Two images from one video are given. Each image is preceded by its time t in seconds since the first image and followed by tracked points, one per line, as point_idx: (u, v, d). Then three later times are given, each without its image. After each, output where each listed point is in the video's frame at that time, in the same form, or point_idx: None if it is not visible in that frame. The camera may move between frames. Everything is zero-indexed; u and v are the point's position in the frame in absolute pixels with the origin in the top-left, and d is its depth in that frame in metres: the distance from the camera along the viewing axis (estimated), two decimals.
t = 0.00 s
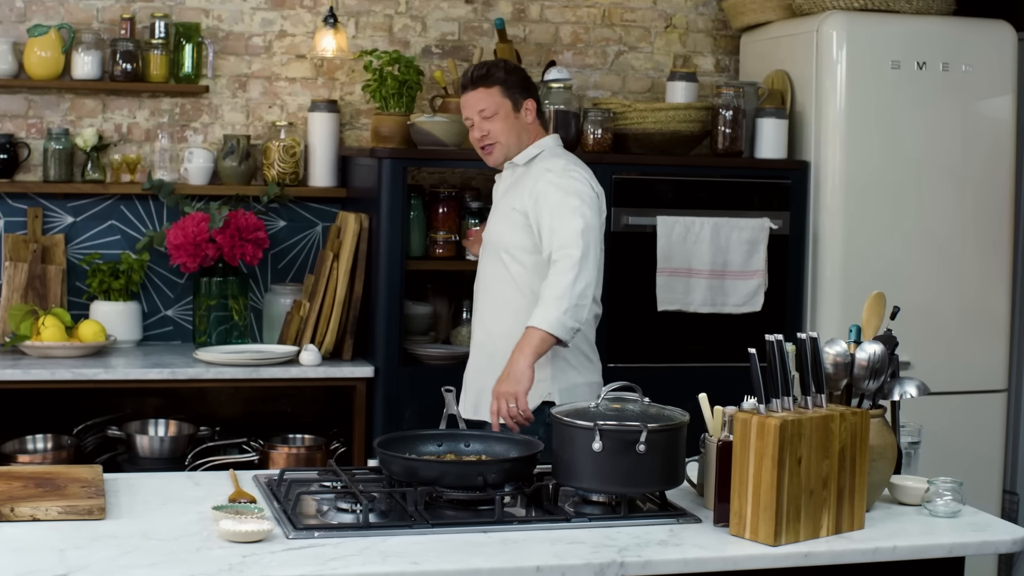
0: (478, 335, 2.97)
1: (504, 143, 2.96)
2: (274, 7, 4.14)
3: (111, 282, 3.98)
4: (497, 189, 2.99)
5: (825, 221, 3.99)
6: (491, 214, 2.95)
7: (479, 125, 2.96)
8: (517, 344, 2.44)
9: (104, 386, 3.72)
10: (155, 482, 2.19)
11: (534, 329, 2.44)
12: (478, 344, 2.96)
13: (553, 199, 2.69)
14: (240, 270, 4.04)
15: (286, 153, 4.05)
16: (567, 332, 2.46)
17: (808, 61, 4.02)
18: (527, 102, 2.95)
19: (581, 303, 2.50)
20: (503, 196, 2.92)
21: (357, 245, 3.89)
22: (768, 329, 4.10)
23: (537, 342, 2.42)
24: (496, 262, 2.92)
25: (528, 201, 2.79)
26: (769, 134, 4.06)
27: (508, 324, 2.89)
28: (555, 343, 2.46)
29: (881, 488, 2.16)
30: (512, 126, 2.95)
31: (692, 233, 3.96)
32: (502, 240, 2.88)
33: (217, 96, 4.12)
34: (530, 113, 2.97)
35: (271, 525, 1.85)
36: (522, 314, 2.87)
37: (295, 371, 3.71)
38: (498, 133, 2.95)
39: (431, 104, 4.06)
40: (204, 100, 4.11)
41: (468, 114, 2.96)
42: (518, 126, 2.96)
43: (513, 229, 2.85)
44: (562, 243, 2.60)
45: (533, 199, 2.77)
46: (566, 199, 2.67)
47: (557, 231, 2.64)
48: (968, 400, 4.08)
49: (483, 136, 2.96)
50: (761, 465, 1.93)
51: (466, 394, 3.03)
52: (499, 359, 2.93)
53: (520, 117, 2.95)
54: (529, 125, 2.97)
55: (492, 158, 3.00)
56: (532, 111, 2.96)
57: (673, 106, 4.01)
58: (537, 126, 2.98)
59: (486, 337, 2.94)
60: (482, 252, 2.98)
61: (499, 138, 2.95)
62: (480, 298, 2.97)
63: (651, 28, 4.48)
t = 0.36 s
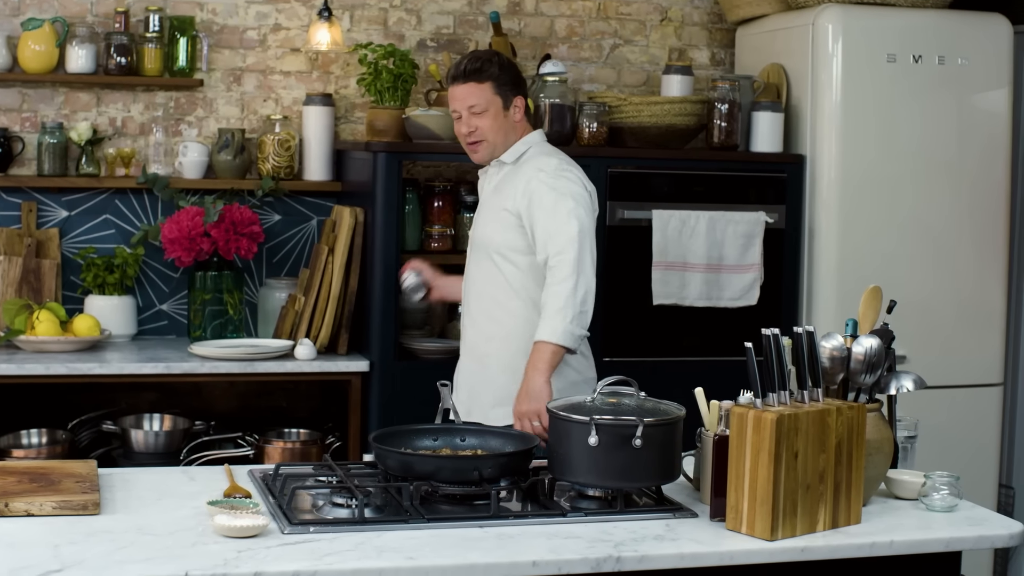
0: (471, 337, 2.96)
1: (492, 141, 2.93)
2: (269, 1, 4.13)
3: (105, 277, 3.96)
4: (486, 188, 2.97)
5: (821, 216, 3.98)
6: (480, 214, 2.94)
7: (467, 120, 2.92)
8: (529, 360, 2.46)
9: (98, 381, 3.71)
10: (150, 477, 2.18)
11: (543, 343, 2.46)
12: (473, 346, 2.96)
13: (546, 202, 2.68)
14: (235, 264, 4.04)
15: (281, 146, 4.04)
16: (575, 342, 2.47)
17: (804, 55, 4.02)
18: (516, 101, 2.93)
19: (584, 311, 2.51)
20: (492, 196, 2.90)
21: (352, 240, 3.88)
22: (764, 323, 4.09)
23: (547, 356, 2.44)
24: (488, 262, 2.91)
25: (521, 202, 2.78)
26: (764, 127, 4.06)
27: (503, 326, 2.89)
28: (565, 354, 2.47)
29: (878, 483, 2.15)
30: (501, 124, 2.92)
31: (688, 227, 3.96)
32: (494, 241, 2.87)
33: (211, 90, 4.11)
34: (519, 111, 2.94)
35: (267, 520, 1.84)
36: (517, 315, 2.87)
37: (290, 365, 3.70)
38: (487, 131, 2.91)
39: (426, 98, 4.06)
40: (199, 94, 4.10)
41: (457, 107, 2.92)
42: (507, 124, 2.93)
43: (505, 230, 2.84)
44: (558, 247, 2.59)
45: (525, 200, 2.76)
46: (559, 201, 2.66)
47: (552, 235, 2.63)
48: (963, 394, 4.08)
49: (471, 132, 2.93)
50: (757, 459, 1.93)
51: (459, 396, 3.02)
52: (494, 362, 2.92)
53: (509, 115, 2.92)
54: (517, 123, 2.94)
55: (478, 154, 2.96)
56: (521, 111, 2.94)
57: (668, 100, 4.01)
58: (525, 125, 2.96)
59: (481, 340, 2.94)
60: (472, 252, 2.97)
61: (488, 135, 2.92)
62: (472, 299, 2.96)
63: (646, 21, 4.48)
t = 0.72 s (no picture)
0: (462, 338, 2.91)
1: (508, 138, 2.83)
2: None
3: (112, 273, 3.96)
4: (489, 187, 2.92)
5: (828, 211, 3.97)
6: (484, 213, 2.89)
7: (487, 114, 2.81)
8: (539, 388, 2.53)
9: (105, 377, 3.71)
10: (156, 474, 2.18)
11: (555, 370, 2.53)
12: (464, 348, 2.91)
13: (571, 217, 2.69)
14: (241, 260, 4.03)
15: (287, 142, 4.04)
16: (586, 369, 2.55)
17: (810, 49, 4.01)
18: (537, 102, 2.85)
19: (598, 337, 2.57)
20: (498, 197, 2.86)
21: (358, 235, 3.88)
22: (771, 318, 4.08)
23: (556, 383, 2.51)
24: (486, 263, 2.86)
25: (538, 211, 2.76)
26: (771, 122, 4.04)
27: (500, 332, 2.85)
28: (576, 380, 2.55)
29: (886, 479, 2.15)
30: (520, 124, 2.83)
31: (694, 222, 3.95)
32: (501, 244, 2.82)
33: (217, 86, 4.11)
34: (536, 112, 2.86)
35: (273, 517, 1.84)
36: (514, 322, 2.83)
37: (297, 361, 3.70)
38: (506, 127, 2.81)
39: (432, 93, 4.05)
40: (205, 90, 4.10)
41: (479, 97, 2.80)
42: (524, 124, 2.84)
43: (512, 233, 2.81)
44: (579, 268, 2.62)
45: (545, 210, 2.75)
46: (584, 218, 2.68)
47: (575, 253, 2.65)
48: (970, 388, 4.07)
49: (489, 126, 2.82)
50: (765, 455, 1.92)
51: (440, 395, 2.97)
52: (486, 366, 2.88)
53: (529, 116, 2.84)
54: (533, 123, 2.87)
55: (490, 149, 2.85)
56: (539, 113, 2.87)
57: (675, 95, 3.99)
58: (538, 127, 2.89)
59: (474, 342, 2.89)
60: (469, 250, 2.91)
61: (506, 132, 2.82)
62: (466, 298, 2.90)
63: (652, 16, 4.46)
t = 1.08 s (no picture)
0: (464, 350, 2.88)
1: (508, 141, 2.78)
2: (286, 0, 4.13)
3: (121, 276, 3.96)
4: (487, 194, 2.89)
5: (838, 218, 3.96)
6: (487, 222, 2.86)
7: (487, 115, 2.74)
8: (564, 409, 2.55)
9: (114, 380, 3.72)
10: (165, 478, 2.18)
11: (579, 391, 2.57)
12: (465, 360, 2.87)
13: (589, 231, 2.73)
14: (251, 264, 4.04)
15: (298, 147, 4.04)
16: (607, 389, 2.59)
17: (822, 56, 4.00)
18: (537, 106, 2.81)
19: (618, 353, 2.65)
20: (500, 206, 2.85)
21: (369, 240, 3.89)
22: (781, 327, 4.07)
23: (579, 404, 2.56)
24: (487, 272, 2.84)
25: (554, 223, 2.78)
26: (782, 129, 4.04)
27: (503, 345, 2.85)
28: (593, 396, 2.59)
29: (895, 489, 2.14)
30: (520, 127, 2.78)
31: (705, 230, 3.94)
32: (512, 255, 2.82)
33: (228, 90, 4.11)
34: (536, 116, 2.82)
35: (281, 523, 1.84)
36: (523, 336, 2.84)
37: (306, 366, 3.70)
38: (506, 130, 2.76)
39: (443, 99, 4.06)
40: (216, 94, 4.10)
41: (480, 98, 2.73)
42: (524, 127, 2.79)
43: (518, 244, 2.81)
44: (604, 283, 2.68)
45: (562, 223, 2.77)
46: (604, 233, 2.73)
47: (596, 268, 2.70)
48: (981, 398, 4.05)
49: (489, 128, 2.75)
50: (774, 465, 1.91)
51: (438, 410, 2.92)
52: (490, 380, 2.86)
53: (529, 119, 2.80)
54: (532, 127, 2.82)
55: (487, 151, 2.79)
56: (537, 116, 2.82)
57: (686, 102, 3.99)
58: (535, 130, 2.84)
59: (475, 354, 2.86)
60: (471, 260, 2.87)
61: (506, 135, 2.77)
62: (469, 310, 2.87)
63: (664, 23, 4.46)
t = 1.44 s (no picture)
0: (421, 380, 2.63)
1: (429, 157, 2.58)
2: (295, 12, 4.15)
3: (132, 287, 3.98)
4: (427, 214, 2.67)
5: (847, 228, 3.97)
6: (433, 243, 2.64)
7: (403, 131, 2.55)
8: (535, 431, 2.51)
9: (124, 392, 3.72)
10: (174, 489, 2.19)
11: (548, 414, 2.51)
12: (417, 391, 2.63)
13: (539, 244, 2.59)
14: (260, 275, 4.05)
15: (306, 158, 4.05)
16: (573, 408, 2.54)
17: (830, 65, 4.00)
18: (459, 115, 2.59)
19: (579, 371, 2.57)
20: (440, 223, 2.65)
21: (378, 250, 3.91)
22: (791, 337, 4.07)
23: (551, 427, 2.51)
24: (434, 295, 2.63)
25: (503, 240, 2.61)
26: (791, 139, 4.03)
27: (458, 371, 2.63)
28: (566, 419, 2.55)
29: (904, 498, 2.13)
30: (440, 140, 2.57)
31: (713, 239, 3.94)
32: (463, 276, 2.62)
33: (238, 101, 4.13)
34: (461, 127, 2.61)
35: (291, 533, 1.84)
36: (481, 359, 2.64)
37: (316, 376, 3.70)
38: (425, 145, 2.56)
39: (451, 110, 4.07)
40: (225, 105, 4.12)
41: (394, 115, 2.56)
42: (446, 140, 2.59)
43: (466, 263, 2.62)
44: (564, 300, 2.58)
45: (511, 240, 2.61)
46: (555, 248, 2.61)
47: (553, 282, 2.58)
48: (990, 408, 4.04)
49: (406, 145, 2.56)
50: (783, 474, 1.91)
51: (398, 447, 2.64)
52: (451, 409, 2.64)
53: (450, 131, 2.59)
54: (456, 139, 2.61)
55: (409, 169, 2.60)
56: (462, 127, 2.61)
57: (695, 112, 3.99)
58: (462, 142, 2.63)
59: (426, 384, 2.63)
60: (417, 285, 2.64)
61: (425, 150, 2.57)
62: (417, 336, 2.64)
63: (672, 33, 4.47)
